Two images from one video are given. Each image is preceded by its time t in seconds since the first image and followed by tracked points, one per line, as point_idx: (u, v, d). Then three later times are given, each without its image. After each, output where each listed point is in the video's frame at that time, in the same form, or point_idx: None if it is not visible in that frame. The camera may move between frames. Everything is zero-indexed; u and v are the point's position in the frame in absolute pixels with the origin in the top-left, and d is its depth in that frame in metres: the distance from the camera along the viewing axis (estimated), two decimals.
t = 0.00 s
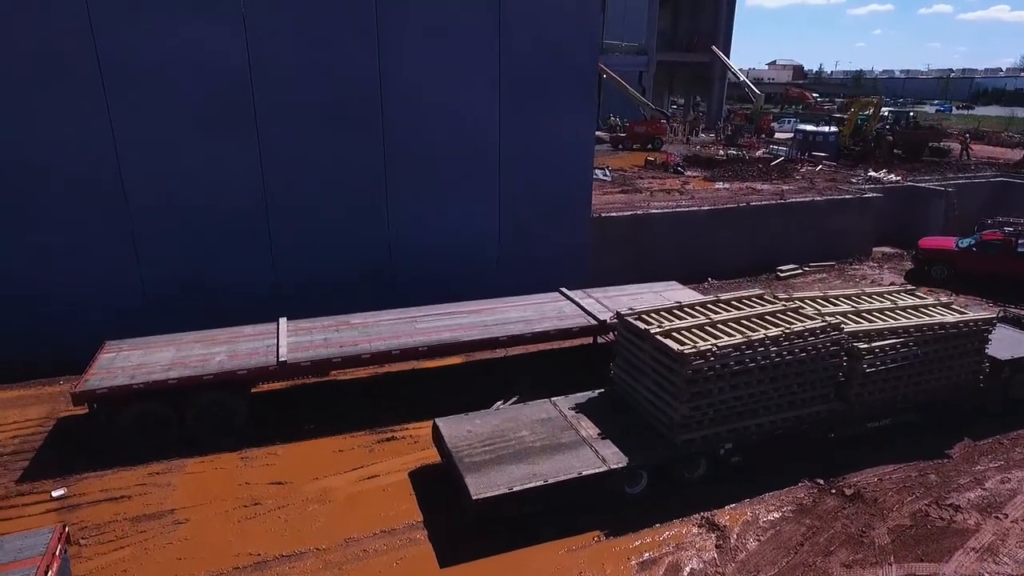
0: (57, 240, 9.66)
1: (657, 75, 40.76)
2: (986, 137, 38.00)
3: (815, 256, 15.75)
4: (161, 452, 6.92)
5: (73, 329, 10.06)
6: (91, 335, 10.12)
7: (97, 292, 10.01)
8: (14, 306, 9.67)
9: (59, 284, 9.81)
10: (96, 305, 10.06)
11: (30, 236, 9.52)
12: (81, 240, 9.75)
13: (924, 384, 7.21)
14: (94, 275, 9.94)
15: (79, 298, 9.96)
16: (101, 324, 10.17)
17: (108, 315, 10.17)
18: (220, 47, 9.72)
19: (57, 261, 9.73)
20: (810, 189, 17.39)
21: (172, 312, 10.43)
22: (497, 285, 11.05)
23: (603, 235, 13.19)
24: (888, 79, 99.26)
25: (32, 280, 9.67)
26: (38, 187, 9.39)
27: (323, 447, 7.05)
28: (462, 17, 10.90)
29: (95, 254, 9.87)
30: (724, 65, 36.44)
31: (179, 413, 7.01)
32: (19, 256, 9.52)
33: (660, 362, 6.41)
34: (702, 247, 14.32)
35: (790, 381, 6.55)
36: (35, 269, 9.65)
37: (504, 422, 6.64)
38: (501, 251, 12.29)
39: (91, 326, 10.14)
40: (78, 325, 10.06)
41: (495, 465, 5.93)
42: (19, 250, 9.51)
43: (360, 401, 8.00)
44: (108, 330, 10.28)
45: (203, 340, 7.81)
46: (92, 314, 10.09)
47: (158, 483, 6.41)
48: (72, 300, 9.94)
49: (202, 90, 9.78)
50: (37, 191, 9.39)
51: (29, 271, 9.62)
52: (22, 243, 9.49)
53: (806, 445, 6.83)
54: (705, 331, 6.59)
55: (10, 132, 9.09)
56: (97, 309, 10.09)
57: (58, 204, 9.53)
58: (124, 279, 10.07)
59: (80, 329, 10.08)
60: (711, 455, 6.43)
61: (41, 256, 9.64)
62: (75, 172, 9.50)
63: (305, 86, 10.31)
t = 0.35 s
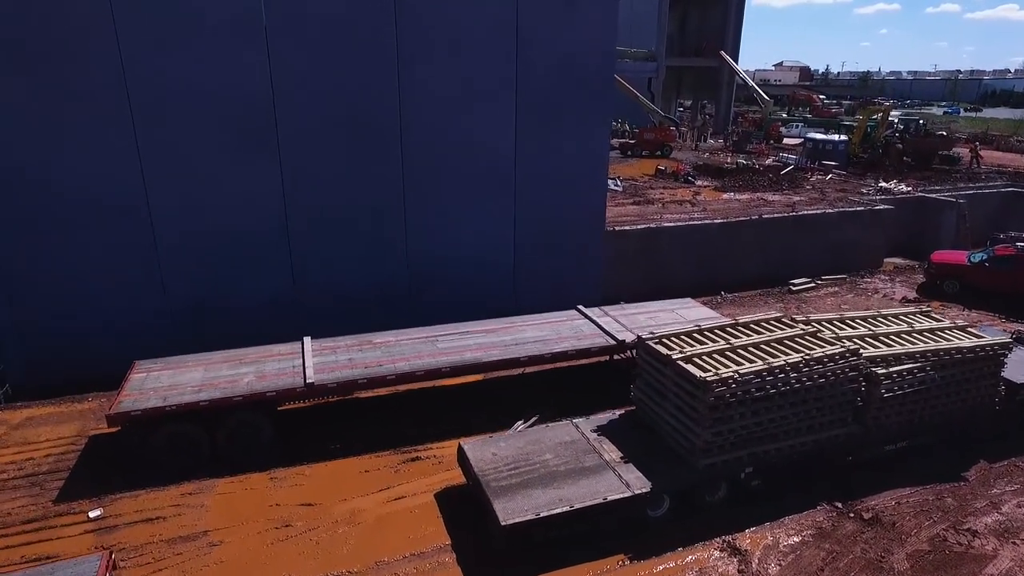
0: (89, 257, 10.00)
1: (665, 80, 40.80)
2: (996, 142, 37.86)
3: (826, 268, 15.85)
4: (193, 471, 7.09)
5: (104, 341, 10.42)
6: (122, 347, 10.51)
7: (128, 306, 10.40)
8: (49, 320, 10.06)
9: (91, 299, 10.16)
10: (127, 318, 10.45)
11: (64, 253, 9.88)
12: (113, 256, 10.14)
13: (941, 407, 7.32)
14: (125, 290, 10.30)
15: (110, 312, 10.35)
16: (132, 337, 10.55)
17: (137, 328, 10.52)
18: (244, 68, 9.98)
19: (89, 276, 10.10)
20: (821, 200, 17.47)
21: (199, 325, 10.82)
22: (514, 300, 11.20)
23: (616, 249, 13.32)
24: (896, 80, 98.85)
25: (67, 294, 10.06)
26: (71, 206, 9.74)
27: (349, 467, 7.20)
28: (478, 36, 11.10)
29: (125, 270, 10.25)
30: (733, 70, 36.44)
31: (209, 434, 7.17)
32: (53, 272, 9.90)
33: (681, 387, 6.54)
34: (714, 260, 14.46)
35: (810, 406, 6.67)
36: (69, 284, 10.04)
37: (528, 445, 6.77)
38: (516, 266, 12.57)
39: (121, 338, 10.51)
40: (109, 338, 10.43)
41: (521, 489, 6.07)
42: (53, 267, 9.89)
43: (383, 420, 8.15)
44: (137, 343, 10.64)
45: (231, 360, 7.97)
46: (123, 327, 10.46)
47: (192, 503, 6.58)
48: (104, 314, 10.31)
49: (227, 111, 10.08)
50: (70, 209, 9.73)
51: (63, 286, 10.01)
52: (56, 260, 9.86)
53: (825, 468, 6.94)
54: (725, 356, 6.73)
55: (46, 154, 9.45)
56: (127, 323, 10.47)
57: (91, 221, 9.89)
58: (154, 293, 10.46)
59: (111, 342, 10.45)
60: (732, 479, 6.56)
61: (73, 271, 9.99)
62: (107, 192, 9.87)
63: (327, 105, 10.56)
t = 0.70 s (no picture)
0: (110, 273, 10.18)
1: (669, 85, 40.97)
2: (998, 147, 38.01)
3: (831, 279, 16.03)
4: (219, 489, 7.30)
5: (124, 356, 10.61)
6: (142, 361, 10.70)
7: (147, 321, 10.59)
8: (70, 335, 10.24)
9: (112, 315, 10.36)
10: (146, 333, 10.65)
11: (85, 270, 10.07)
12: (133, 272, 10.34)
13: (947, 427, 7.51)
14: (145, 306, 10.50)
15: (131, 327, 10.55)
16: (151, 352, 10.75)
17: (157, 343, 10.72)
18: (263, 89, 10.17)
19: (110, 293, 10.29)
20: (826, 211, 17.64)
21: (217, 339, 11.03)
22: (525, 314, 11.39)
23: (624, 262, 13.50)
24: (898, 83, 98.99)
25: (88, 311, 10.26)
26: (93, 224, 9.93)
27: (371, 485, 7.40)
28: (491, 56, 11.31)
29: (145, 286, 10.46)
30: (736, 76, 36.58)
31: (235, 453, 7.36)
32: (75, 288, 10.09)
33: (696, 410, 6.74)
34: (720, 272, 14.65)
35: (820, 428, 6.87)
36: (91, 301, 10.23)
37: (545, 465, 6.97)
38: (526, 279, 12.81)
39: (140, 353, 10.70)
40: (129, 353, 10.62)
41: (541, 510, 6.26)
42: (75, 283, 10.08)
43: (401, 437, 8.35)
44: (157, 357, 10.83)
45: (253, 380, 8.15)
46: (142, 342, 10.66)
47: (220, 522, 6.78)
48: (124, 330, 10.49)
49: (246, 130, 10.28)
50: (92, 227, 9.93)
51: (85, 303, 10.20)
52: (78, 276, 10.05)
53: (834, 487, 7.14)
54: (737, 380, 6.93)
55: (69, 174, 9.64)
56: (147, 338, 10.67)
57: (113, 239, 10.09)
58: (173, 309, 10.66)
59: (131, 357, 10.65)
60: (744, 500, 6.75)
61: (95, 288, 10.18)
62: (129, 210, 10.06)
63: (343, 124, 10.77)
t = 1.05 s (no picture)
0: (130, 291, 10.40)
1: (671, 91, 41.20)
2: (999, 153, 38.25)
3: (832, 291, 16.29)
4: (242, 505, 7.55)
5: (143, 372, 10.81)
6: (161, 377, 10.92)
7: (164, 337, 10.80)
8: (91, 351, 10.45)
9: (132, 331, 10.58)
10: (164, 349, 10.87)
11: (106, 288, 10.27)
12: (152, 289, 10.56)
13: (946, 446, 7.76)
14: (164, 322, 10.73)
15: (149, 343, 10.75)
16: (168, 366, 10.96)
17: (174, 358, 10.93)
18: (280, 110, 10.43)
19: (130, 310, 10.49)
20: (828, 223, 17.89)
21: (234, 354, 11.26)
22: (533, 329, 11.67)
23: (631, 275, 13.83)
24: (898, 85, 99.26)
25: (109, 328, 10.46)
26: (115, 243, 10.14)
27: (389, 501, 7.65)
28: (502, 76, 11.55)
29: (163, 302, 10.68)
30: (738, 82, 36.80)
31: (257, 470, 7.61)
32: (96, 306, 10.29)
33: (704, 431, 6.99)
34: (724, 285, 14.90)
35: (823, 448, 7.13)
36: (112, 318, 10.43)
37: (559, 483, 7.21)
38: (535, 292, 13.06)
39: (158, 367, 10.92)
40: (148, 369, 10.82)
41: (555, 528, 6.51)
42: (96, 301, 10.27)
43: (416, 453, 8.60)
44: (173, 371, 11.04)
45: (274, 398, 8.41)
46: (160, 356, 10.87)
47: (245, 538, 7.03)
48: (143, 345, 10.70)
49: (263, 150, 10.51)
50: (114, 246, 10.12)
51: (106, 320, 10.40)
52: (99, 294, 10.24)
53: (836, 505, 7.39)
54: (744, 402, 7.17)
55: (92, 194, 9.84)
56: (165, 353, 10.88)
57: (133, 257, 10.29)
58: (190, 325, 10.89)
59: (148, 371, 10.86)
60: (750, 517, 7.00)
61: (115, 305, 10.38)
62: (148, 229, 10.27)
63: (357, 143, 11.02)
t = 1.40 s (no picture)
0: (153, 307, 10.71)
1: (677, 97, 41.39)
2: (1004, 160, 38.30)
3: (836, 303, 16.53)
4: (267, 520, 7.86)
5: (165, 385, 11.13)
6: (182, 390, 11.23)
7: (185, 351, 11.11)
8: (115, 365, 10.77)
9: (155, 346, 10.90)
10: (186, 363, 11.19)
11: (131, 305, 10.59)
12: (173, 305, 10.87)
13: (947, 465, 8.01)
14: (185, 337, 11.04)
15: (171, 357, 11.06)
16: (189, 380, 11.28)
17: (195, 372, 11.25)
18: (299, 132, 10.73)
19: (154, 326, 10.81)
20: (832, 235, 18.11)
21: (253, 368, 11.57)
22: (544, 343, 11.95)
23: (638, 289, 14.10)
24: (904, 88, 99.19)
25: (133, 343, 10.77)
26: (139, 262, 10.45)
27: (407, 516, 7.94)
28: (514, 97, 11.84)
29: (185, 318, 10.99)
30: (743, 89, 36.98)
31: (282, 486, 7.91)
32: (121, 322, 10.60)
33: (712, 452, 7.26)
34: (730, 298, 15.15)
35: (827, 468, 7.39)
36: (136, 334, 10.74)
37: (572, 501, 7.50)
38: (545, 306, 13.35)
39: (179, 381, 11.24)
40: (170, 382, 11.14)
41: (570, 545, 6.79)
42: (120, 317, 10.58)
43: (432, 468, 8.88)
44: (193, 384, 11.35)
45: (296, 415, 8.71)
46: (181, 370, 11.18)
47: (271, 552, 7.34)
48: (165, 360, 11.02)
49: (283, 171, 10.81)
50: (138, 265, 10.43)
51: (130, 336, 10.72)
52: (124, 311, 10.55)
53: (840, 523, 7.64)
54: (751, 423, 7.45)
55: (117, 216, 10.14)
56: (186, 368, 11.19)
57: (158, 275, 10.61)
58: (211, 340, 11.20)
59: (170, 385, 11.17)
60: (757, 535, 7.26)
61: (140, 321, 10.69)
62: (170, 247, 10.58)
63: (372, 163, 11.32)
